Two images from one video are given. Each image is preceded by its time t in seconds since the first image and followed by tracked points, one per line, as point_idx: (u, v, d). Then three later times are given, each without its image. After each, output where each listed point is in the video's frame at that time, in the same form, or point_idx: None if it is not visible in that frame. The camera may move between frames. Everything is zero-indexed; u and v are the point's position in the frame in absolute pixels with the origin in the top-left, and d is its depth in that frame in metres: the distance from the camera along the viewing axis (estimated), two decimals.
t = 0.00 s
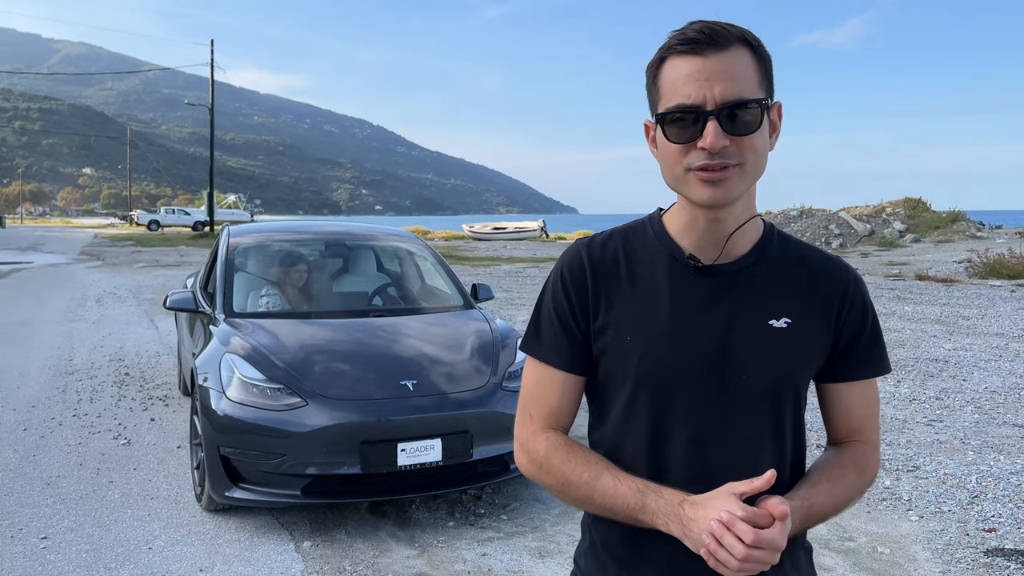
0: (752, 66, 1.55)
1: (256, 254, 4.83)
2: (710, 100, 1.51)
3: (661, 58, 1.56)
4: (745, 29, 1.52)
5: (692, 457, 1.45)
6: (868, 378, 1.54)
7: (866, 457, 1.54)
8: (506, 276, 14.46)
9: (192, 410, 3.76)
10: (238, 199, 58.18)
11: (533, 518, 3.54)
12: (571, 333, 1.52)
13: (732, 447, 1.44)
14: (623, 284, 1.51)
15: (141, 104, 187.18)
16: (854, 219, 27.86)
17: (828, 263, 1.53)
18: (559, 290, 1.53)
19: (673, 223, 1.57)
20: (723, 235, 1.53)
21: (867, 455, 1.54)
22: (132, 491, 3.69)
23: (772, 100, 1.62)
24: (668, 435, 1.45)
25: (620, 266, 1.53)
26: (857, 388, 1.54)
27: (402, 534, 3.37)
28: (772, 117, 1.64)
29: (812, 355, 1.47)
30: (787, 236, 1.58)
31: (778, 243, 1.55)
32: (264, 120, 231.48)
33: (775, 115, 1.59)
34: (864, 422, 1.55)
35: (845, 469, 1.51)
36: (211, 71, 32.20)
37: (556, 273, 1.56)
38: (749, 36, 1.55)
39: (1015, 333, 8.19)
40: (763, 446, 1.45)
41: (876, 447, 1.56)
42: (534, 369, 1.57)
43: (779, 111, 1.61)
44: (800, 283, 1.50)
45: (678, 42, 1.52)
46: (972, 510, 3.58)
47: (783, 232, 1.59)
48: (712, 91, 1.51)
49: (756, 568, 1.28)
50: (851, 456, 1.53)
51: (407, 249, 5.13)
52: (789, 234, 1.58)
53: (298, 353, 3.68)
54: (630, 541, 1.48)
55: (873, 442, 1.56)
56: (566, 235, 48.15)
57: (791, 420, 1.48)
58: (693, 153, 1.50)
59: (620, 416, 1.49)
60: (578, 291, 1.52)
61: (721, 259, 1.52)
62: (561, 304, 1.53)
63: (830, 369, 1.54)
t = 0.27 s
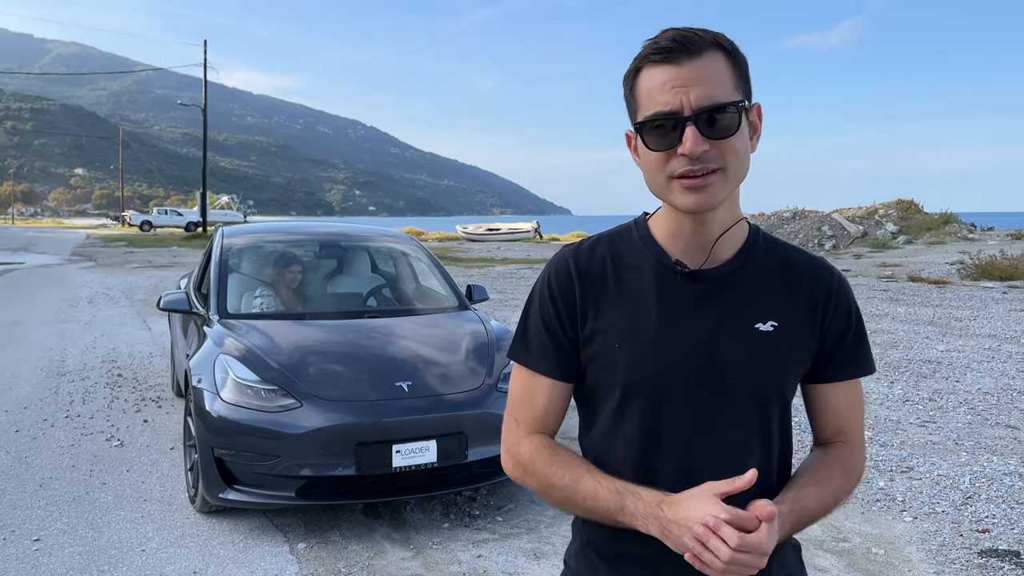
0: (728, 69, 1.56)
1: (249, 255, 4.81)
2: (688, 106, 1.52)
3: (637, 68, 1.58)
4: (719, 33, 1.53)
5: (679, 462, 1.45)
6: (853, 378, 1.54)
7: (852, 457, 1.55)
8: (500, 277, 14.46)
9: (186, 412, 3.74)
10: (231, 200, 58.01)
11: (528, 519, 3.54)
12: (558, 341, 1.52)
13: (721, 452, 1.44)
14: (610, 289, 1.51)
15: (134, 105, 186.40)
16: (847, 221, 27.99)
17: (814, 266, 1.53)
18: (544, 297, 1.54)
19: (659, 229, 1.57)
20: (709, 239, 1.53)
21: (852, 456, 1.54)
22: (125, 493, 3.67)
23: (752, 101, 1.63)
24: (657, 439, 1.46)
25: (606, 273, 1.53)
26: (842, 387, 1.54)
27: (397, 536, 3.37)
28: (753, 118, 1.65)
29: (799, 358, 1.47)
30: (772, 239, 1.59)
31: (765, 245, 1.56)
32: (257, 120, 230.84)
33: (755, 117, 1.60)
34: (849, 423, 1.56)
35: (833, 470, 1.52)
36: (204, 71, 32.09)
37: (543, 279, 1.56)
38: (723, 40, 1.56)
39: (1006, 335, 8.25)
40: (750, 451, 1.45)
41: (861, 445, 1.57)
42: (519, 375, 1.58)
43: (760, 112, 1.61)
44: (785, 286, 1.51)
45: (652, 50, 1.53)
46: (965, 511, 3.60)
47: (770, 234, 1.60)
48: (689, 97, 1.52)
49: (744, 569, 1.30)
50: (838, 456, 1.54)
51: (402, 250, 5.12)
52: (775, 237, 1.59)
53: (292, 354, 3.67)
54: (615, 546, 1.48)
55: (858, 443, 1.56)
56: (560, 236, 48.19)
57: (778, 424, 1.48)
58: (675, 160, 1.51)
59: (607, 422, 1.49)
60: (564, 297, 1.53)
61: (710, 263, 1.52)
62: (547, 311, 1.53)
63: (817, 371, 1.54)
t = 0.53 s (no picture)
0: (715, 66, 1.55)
1: (239, 254, 4.79)
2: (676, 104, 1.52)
3: (625, 66, 1.58)
4: (706, 30, 1.53)
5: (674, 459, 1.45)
6: (853, 375, 1.52)
7: (855, 455, 1.53)
8: (491, 277, 14.45)
9: (174, 412, 3.72)
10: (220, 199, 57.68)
11: (519, 520, 3.54)
12: (552, 340, 1.54)
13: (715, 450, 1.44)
14: (604, 287, 1.52)
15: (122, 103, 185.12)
16: (835, 222, 28.16)
17: (809, 263, 1.53)
18: (539, 297, 1.55)
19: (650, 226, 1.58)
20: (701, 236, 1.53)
21: (853, 454, 1.53)
22: (113, 493, 3.64)
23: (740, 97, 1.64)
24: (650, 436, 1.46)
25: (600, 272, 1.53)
26: (843, 385, 1.53)
27: (388, 536, 3.36)
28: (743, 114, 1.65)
29: (795, 356, 1.47)
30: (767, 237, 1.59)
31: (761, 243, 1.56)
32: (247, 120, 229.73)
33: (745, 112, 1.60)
34: (849, 421, 1.54)
35: (834, 471, 1.52)
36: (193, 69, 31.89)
37: (537, 277, 1.58)
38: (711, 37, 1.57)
39: (993, 335, 8.33)
40: (745, 449, 1.45)
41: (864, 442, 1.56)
42: (515, 373, 1.60)
43: (749, 108, 1.62)
44: (779, 284, 1.50)
45: (639, 48, 1.53)
46: (954, 511, 3.62)
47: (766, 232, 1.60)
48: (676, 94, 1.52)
49: None
50: (841, 456, 1.53)
51: (392, 250, 5.11)
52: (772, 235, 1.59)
53: (282, 354, 3.65)
54: (610, 544, 1.49)
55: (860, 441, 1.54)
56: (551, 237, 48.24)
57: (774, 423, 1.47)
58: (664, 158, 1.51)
59: (601, 420, 1.50)
60: (557, 296, 1.54)
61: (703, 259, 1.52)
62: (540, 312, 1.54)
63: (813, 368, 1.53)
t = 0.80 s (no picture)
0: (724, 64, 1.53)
1: (225, 253, 4.76)
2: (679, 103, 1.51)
3: (635, 64, 1.59)
4: (715, 28, 1.51)
5: (672, 459, 1.43)
6: (871, 384, 1.43)
7: (874, 470, 1.44)
8: (479, 277, 14.43)
9: (160, 412, 3.69)
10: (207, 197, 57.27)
11: (506, 520, 3.54)
12: (558, 337, 1.59)
13: (710, 453, 1.41)
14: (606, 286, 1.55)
15: (107, 100, 183.47)
16: (822, 223, 28.36)
17: (822, 265, 1.46)
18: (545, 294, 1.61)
19: (659, 224, 1.58)
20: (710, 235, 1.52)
21: (871, 468, 1.44)
22: (97, 494, 3.61)
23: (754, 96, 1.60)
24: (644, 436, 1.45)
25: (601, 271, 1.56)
26: (859, 395, 1.44)
27: (375, 537, 3.35)
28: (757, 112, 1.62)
29: (800, 360, 1.41)
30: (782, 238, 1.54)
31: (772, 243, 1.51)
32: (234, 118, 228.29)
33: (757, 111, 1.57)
34: (868, 433, 1.45)
35: (847, 484, 1.43)
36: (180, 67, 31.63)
37: (547, 275, 1.63)
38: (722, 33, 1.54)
39: (976, 336, 8.42)
40: (743, 454, 1.40)
41: (887, 456, 1.45)
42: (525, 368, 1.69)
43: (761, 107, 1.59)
44: (788, 283, 1.45)
45: (646, 47, 1.54)
46: (937, 511, 3.66)
47: (782, 235, 1.55)
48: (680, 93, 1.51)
49: None
50: (857, 469, 1.44)
51: (380, 250, 5.10)
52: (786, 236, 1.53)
53: (269, 354, 3.63)
54: (612, 544, 1.50)
55: (880, 454, 1.44)
56: (540, 236, 48.26)
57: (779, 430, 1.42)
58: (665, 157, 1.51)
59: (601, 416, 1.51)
60: (563, 293, 1.59)
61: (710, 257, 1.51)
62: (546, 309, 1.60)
63: (828, 377, 1.45)
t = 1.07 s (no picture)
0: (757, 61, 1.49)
1: (210, 251, 4.73)
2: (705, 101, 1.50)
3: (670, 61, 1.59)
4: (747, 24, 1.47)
5: (698, 459, 1.41)
6: (914, 394, 1.35)
7: (916, 485, 1.35)
8: (466, 276, 14.42)
9: (143, 411, 3.67)
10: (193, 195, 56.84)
11: (492, 519, 3.54)
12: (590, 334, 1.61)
13: (739, 455, 1.38)
14: (639, 283, 1.55)
15: (92, 96, 181.70)
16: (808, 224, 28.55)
17: (863, 266, 1.40)
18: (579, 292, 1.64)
19: (695, 223, 1.59)
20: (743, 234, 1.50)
21: (909, 483, 1.35)
22: (79, 494, 3.58)
23: (793, 91, 1.55)
24: (671, 435, 1.43)
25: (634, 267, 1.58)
26: (901, 405, 1.36)
27: (360, 536, 3.35)
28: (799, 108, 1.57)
29: (837, 365, 1.35)
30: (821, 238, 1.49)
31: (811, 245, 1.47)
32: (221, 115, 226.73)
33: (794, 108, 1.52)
34: (909, 445, 1.36)
35: (882, 496, 1.35)
36: (166, 63, 31.38)
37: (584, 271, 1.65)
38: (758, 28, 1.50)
39: (959, 336, 8.50)
40: (771, 459, 1.37)
41: (931, 471, 1.37)
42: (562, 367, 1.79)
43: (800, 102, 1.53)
44: (824, 284, 1.40)
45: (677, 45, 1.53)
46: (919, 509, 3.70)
47: (824, 237, 1.49)
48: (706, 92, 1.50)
49: None
50: (895, 482, 1.36)
51: (366, 248, 5.09)
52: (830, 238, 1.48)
53: (254, 353, 3.62)
54: (638, 546, 1.49)
55: (921, 470, 1.36)
56: (528, 236, 48.28)
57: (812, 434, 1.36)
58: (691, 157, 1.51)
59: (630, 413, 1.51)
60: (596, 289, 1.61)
61: (741, 257, 1.50)
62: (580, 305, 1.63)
63: (867, 384, 1.38)
